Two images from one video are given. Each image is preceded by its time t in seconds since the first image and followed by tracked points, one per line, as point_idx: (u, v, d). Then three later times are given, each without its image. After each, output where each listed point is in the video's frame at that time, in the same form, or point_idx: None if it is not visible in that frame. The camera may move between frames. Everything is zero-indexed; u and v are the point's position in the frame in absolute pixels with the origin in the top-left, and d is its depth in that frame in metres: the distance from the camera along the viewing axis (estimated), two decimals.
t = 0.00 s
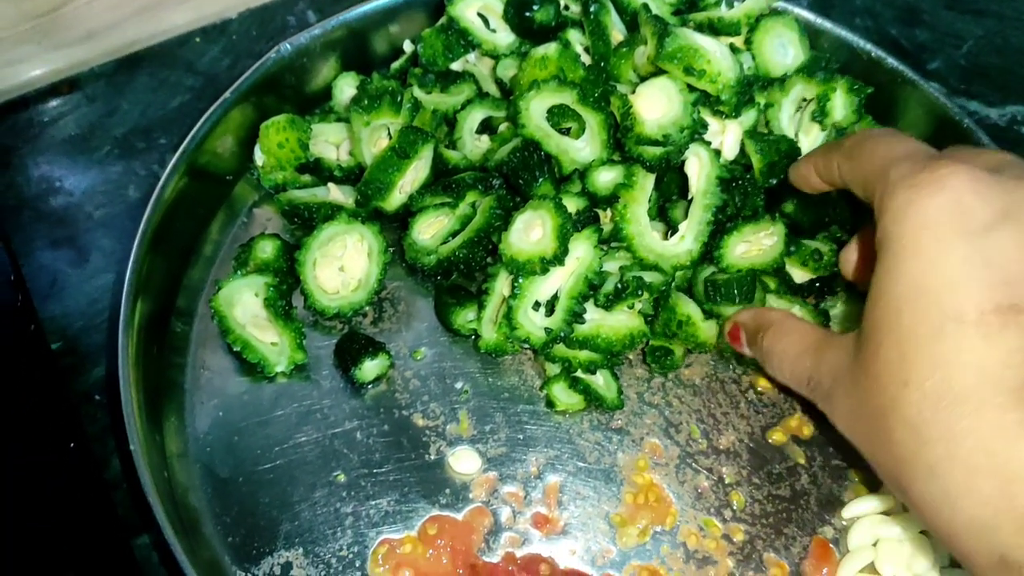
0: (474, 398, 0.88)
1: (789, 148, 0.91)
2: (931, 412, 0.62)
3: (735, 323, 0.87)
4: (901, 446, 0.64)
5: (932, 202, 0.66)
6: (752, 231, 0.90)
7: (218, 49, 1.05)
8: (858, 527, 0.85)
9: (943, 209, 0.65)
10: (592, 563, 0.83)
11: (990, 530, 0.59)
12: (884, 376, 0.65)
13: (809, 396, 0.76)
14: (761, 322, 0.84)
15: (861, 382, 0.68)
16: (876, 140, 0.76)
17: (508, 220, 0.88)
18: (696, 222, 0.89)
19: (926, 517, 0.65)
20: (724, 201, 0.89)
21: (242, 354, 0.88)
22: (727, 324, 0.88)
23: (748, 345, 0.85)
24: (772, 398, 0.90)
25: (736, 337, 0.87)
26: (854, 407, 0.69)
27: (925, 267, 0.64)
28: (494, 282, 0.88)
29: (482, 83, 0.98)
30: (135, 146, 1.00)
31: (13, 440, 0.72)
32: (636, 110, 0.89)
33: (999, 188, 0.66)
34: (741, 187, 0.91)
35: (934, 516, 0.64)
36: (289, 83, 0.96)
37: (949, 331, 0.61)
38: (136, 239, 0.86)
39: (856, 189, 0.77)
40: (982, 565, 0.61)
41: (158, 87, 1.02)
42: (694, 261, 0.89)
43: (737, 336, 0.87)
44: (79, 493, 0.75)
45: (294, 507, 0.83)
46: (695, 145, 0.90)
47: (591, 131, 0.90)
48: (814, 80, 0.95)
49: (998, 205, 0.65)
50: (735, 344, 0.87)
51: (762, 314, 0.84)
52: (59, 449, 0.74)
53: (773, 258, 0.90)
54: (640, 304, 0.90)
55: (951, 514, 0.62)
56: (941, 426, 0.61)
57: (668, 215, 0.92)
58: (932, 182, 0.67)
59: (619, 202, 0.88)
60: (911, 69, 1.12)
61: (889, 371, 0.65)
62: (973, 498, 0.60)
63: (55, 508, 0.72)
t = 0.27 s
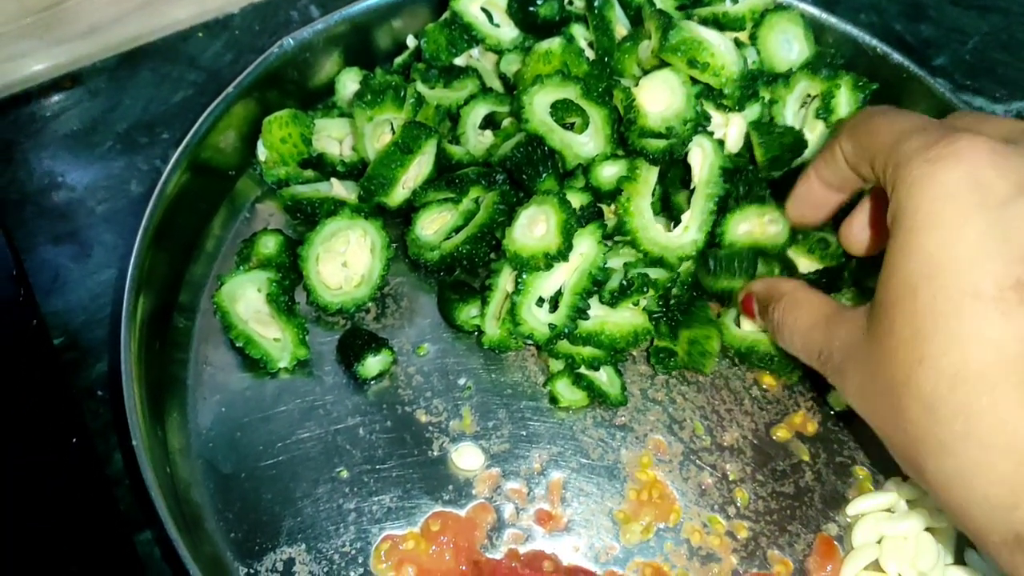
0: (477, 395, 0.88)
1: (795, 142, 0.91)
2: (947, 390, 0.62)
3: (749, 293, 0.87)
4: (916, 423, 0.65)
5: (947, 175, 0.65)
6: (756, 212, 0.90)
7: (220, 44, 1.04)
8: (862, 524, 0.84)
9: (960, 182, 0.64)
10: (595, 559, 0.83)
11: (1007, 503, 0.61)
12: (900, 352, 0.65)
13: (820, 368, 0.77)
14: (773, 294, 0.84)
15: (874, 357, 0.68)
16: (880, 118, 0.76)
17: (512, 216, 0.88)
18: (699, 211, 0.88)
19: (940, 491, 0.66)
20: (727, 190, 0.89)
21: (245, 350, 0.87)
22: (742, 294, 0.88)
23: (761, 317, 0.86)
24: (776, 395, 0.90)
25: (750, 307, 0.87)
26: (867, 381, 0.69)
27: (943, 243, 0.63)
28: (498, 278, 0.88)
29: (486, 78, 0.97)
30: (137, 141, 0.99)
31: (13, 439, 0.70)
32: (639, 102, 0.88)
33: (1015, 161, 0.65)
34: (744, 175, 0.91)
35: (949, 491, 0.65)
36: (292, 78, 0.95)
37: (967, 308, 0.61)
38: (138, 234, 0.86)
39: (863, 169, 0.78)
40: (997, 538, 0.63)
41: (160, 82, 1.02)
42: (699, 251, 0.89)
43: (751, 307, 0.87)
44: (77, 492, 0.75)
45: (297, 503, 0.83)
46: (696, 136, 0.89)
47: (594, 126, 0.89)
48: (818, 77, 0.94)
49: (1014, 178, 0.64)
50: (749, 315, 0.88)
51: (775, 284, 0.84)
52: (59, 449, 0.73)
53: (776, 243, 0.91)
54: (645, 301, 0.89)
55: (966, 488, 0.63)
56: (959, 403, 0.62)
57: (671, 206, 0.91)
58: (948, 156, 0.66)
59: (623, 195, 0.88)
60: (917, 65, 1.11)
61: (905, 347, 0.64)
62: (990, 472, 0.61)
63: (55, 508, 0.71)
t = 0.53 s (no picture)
0: (479, 390, 0.88)
1: (799, 132, 0.91)
2: (953, 381, 0.62)
3: (749, 280, 0.86)
4: (919, 414, 0.65)
5: (950, 164, 0.65)
6: (760, 195, 0.90)
7: (223, 40, 1.04)
8: (865, 520, 0.84)
9: (962, 172, 0.65)
10: (598, 555, 0.83)
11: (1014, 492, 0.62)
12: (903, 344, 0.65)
13: (818, 360, 0.76)
14: (773, 282, 0.82)
15: (876, 348, 0.67)
16: (884, 104, 0.76)
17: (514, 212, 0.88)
18: (704, 202, 0.89)
19: (941, 481, 0.66)
20: (729, 178, 0.90)
21: (247, 345, 0.87)
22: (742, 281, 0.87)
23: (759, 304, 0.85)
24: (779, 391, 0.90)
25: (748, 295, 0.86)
26: (868, 373, 0.69)
27: (947, 232, 0.63)
28: (501, 273, 0.88)
29: (489, 74, 0.97)
30: (140, 136, 0.99)
31: (13, 439, 0.69)
32: (637, 89, 0.89)
33: (1016, 151, 0.66)
34: (744, 164, 0.91)
35: (952, 482, 0.65)
36: (294, 73, 0.95)
37: (972, 299, 0.62)
38: (141, 229, 0.86)
39: (863, 156, 0.77)
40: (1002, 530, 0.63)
41: (162, 77, 1.02)
42: (706, 241, 0.90)
43: (749, 296, 0.86)
44: (76, 492, 0.74)
45: (299, 498, 0.83)
46: (694, 124, 0.90)
47: (597, 121, 0.89)
48: (822, 72, 0.93)
49: (1016, 167, 0.65)
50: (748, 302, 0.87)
51: (775, 271, 0.83)
52: (58, 449, 0.73)
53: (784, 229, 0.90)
54: (648, 297, 0.89)
55: (973, 480, 0.64)
56: (964, 393, 0.62)
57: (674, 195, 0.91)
58: (952, 145, 0.66)
59: (627, 189, 0.88)
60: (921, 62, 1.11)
61: (909, 338, 0.64)
62: (996, 462, 0.62)
63: (55, 508, 0.71)
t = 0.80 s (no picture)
0: (481, 386, 0.88)
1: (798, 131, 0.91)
2: (948, 390, 0.63)
3: (715, 305, 0.87)
4: (916, 426, 0.65)
5: (930, 174, 0.65)
6: (759, 215, 0.90)
7: (225, 36, 1.04)
8: (866, 516, 0.84)
9: (944, 182, 0.65)
10: (599, 550, 0.83)
11: (1009, 503, 0.62)
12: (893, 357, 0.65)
13: (801, 379, 0.76)
14: (742, 305, 0.83)
15: (867, 364, 0.68)
16: (858, 115, 0.75)
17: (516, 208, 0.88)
18: (704, 207, 0.89)
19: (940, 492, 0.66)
20: (731, 184, 0.89)
21: (249, 341, 0.87)
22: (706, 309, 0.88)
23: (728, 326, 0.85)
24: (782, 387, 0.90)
25: (718, 319, 0.86)
26: (861, 390, 0.69)
27: (934, 243, 0.63)
28: (502, 270, 0.88)
29: (491, 70, 0.97)
30: (142, 132, 0.99)
31: (13, 439, 0.68)
32: (642, 89, 0.89)
33: (994, 159, 0.66)
34: (747, 165, 0.91)
35: (949, 492, 0.66)
36: (296, 69, 0.95)
37: (959, 309, 0.62)
38: (143, 225, 0.86)
39: (839, 169, 0.76)
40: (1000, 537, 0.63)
41: (164, 73, 1.02)
42: (704, 247, 0.89)
43: (717, 318, 0.87)
44: (76, 492, 0.74)
45: (301, 493, 0.83)
46: (698, 128, 0.89)
47: (599, 118, 0.90)
48: (828, 68, 0.93)
49: (997, 174, 0.65)
50: (716, 326, 0.87)
51: (745, 295, 0.83)
52: (58, 448, 0.73)
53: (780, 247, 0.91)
54: (649, 294, 0.89)
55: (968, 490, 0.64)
56: (956, 403, 0.62)
57: (675, 198, 0.92)
58: (930, 154, 0.66)
59: (628, 186, 0.88)
60: (923, 58, 1.11)
61: (898, 352, 0.65)
62: (991, 472, 0.62)
63: (55, 508, 0.70)
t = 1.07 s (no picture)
0: (483, 382, 0.88)
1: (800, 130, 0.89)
2: (931, 404, 0.63)
3: (706, 306, 0.87)
4: (902, 435, 0.65)
5: (907, 187, 0.66)
6: (755, 233, 0.90)
7: (227, 32, 1.04)
8: (868, 512, 0.84)
9: (921, 195, 0.65)
10: (601, 546, 0.83)
11: (993, 514, 0.62)
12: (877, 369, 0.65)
13: (795, 379, 0.77)
14: (733, 307, 0.84)
15: (853, 371, 0.68)
16: (831, 139, 0.76)
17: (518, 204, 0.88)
18: (705, 206, 0.89)
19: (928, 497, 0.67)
20: (732, 183, 0.90)
21: (251, 337, 0.87)
22: (698, 309, 0.89)
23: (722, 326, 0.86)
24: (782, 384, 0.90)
25: (710, 320, 0.87)
26: (849, 396, 0.69)
27: (914, 256, 0.64)
28: (503, 266, 0.88)
29: (493, 66, 0.97)
30: (144, 128, 0.99)
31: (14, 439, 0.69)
32: (645, 86, 0.88)
33: (972, 166, 0.66)
34: (749, 160, 0.91)
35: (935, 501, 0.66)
36: (298, 65, 0.95)
37: (941, 321, 0.62)
38: (145, 221, 0.86)
39: (821, 194, 0.77)
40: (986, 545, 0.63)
41: (167, 69, 1.02)
42: (701, 246, 0.89)
43: (709, 319, 0.87)
44: (77, 492, 0.73)
45: (303, 489, 0.83)
46: (700, 128, 0.90)
47: (601, 114, 0.90)
48: (829, 64, 0.93)
49: (974, 184, 0.65)
50: (708, 326, 0.88)
51: (735, 296, 0.84)
52: (59, 447, 0.72)
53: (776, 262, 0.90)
54: (651, 291, 0.89)
55: (953, 500, 0.64)
56: (940, 415, 0.62)
57: (676, 196, 0.91)
58: (905, 166, 0.67)
59: (629, 182, 0.89)
60: (926, 54, 1.11)
61: (881, 364, 0.65)
62: (974, 483, 0.62)
63: (56, 508, 0.70)
